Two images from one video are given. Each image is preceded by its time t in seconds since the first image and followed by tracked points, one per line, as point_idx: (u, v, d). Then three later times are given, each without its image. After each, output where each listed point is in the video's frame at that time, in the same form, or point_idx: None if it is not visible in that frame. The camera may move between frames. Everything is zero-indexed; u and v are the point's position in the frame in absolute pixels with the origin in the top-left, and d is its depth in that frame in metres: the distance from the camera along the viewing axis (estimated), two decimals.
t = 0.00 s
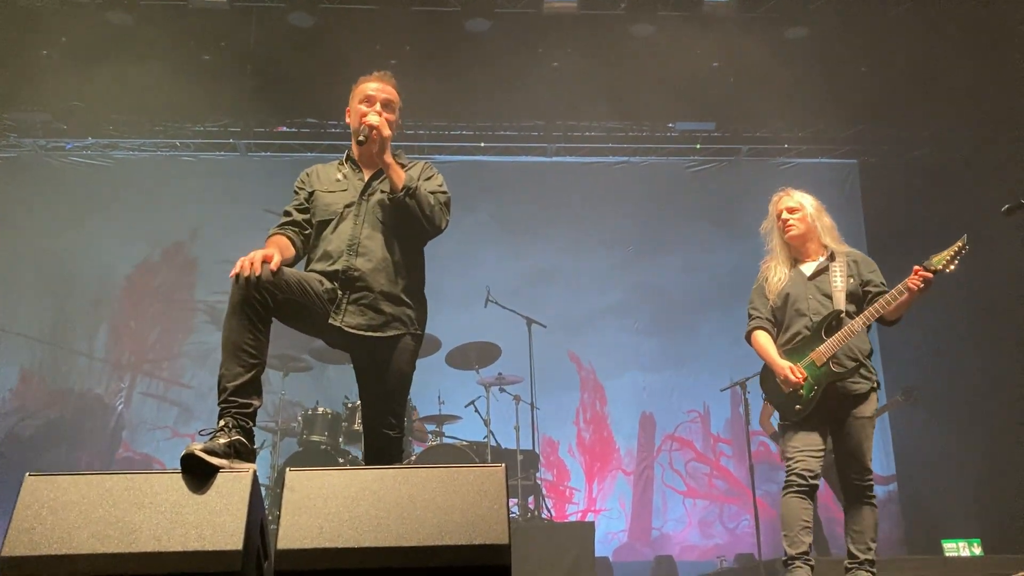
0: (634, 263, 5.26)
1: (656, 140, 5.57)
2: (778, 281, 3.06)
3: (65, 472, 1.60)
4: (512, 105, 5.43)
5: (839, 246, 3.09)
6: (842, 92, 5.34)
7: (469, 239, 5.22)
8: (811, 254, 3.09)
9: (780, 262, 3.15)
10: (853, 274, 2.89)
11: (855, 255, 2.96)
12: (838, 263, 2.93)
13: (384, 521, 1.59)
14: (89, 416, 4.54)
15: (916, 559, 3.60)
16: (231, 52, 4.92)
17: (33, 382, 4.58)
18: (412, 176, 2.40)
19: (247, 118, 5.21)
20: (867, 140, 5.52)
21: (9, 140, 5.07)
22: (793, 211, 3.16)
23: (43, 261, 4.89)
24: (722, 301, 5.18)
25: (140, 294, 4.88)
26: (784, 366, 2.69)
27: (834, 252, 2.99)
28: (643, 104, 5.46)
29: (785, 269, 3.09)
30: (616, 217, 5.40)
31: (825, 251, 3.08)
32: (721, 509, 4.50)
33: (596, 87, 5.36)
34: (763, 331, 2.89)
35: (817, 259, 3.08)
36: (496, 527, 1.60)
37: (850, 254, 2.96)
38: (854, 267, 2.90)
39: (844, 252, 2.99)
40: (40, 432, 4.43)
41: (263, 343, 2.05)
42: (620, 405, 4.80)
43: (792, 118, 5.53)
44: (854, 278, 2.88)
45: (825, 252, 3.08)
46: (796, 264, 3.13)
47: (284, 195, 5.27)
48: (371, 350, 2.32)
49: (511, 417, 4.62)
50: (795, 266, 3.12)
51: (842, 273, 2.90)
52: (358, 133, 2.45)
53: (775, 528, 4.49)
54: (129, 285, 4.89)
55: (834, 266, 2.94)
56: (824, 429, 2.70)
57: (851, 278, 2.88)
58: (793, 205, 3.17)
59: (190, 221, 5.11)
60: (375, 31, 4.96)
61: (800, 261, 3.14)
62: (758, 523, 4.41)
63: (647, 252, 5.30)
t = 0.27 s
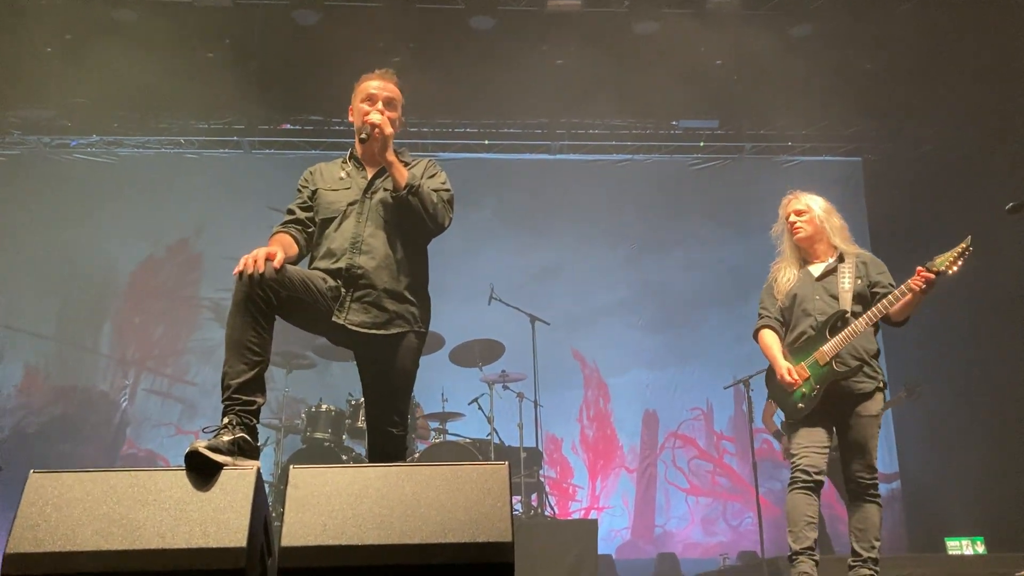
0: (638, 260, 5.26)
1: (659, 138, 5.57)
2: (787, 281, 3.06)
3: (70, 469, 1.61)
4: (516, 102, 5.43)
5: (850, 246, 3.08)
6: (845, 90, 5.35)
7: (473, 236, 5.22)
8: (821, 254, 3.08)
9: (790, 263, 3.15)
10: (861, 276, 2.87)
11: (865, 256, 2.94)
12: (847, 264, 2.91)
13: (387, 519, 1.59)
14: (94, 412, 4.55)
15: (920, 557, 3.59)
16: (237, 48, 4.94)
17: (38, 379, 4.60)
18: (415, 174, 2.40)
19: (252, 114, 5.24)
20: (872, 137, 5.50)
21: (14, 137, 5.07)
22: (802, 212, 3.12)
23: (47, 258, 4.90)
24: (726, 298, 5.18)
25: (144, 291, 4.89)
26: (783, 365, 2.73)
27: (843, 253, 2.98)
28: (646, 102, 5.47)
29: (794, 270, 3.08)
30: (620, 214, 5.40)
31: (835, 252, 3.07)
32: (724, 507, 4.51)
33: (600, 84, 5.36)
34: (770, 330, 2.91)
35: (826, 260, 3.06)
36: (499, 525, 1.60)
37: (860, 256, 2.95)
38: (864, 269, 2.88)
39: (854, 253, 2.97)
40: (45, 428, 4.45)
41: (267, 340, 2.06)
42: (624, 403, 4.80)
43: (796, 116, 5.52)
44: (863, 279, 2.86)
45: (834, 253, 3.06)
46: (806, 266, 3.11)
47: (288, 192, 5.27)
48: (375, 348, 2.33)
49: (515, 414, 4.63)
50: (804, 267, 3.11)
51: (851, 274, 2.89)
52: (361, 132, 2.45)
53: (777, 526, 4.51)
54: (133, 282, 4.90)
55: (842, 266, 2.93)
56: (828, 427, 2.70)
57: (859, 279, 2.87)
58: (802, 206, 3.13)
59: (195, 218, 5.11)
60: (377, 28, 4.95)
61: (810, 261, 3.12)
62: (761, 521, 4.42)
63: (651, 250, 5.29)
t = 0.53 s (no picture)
0: (646, 259, 5.24)
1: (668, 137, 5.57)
2: (797, 285, 3.12)
3: (81, 467, 1.61)
4: (524, 101, 5.42)
5: (857, 247, 3.10)
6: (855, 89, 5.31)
7: (481, 235, 5.22)
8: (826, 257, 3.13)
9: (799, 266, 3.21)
10: (869, 277, 2.91)
11: (872, 257, 2.97)
12: (854, 266, 2.95)
13: (396, 517, 1.59)
14: (104, 409, 4.57)
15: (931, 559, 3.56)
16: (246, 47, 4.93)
17: (48, 376, 4.62)
18: (423, 172, 2.39)
19: (261, 112, 5.24)
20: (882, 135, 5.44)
21: (25, 136, 5.12)
22: (807, 216, 3.19)
23: (58, 255, 4.93)
24: (735, 297, 5.16)
25: (154, 288, 4.91)
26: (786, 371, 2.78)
27: (850, 255, 3.01)
28: (654, 101, 5.46)
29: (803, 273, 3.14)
30: (629, 212, 5.38)
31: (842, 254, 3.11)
32: (732, 506, 4.50)
33: (609, 82, 5.33)
34: (781, 333, 2.96)
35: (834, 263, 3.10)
36: (508, 524, 1.59)
37: (867, 257, 2.97)
38: (871, 270, 2.91)
39: (862, 254, 3.00)
40: (55, 426, 4.47)
41: (277, 338, 2.06)
42: (631, 402, 4.79)
43: (806, 114, 5.48)
44: (870, 280, 2.90)
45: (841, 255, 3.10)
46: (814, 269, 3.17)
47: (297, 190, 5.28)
48: (384, 346, 2.32)
49: (523, 413, 4.63)
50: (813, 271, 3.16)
51: (858, 276, 2.92)
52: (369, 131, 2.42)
53: (788, 526, 4.42)
54: (143, 279, 4.92)
55: (849, 268, 2.96)
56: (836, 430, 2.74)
57: (866, 280, 2.90)
58: (807, 210, 3.20)
59: (204, 216, 5.12)
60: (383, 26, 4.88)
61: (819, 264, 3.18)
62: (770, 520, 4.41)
63: (660, 248, 5.27)
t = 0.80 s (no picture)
0: (663, 257, 5.21)
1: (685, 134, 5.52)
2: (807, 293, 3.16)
3: (102, 465, 1.63)
4: (540, 97, 5.39)
5: (864, 251, 3.14)
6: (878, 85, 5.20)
7: (497, 231, 5.21)
8: (833, 263, 3.19)
9: (808, 273, 3.25)
10: (878, 281, 2.93)
11: (881, 261, 2.99)
12: (862, 271, 2.98)
13: (413, 517, 1.60)
14: (122, 404, 4.62)
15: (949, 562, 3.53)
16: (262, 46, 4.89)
17: (68, 371, 4.68)
18: (440, 174, 2.39)
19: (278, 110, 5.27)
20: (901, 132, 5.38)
21: (45, 132, 5.17)
22: (813, 224, 3.23)
23: (77, 251, 4.97)
24: (752, 295, 5.12)
25: (171, 284, 4.94)
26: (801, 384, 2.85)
27: (858, 260, 3.06)
28: (671, 97, 5.40)
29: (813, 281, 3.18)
30: (645, 210, 5.35)
31: (850, 259, 3.15)
32: (747, 504, 4.49)
33: (626, 79, 5.28)
34: (795, 345, 3.01)
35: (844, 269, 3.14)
36: (525, 526, 1.59)
37: (875, 260, 3.01)
38: (880, 274, 2.94)
39: (869, 258, 3.04)
40: (76, 420, 4.53)
41: (295, 338, 2.07)
42: (647, 399, 4.78)
43: (824, 110, 5.44)
44: (880, 284, 2.92)
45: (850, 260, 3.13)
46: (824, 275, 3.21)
47: (314, 187, 5.30)
48: (401, 347, 2.34)
49: (538, 410, 4.61)
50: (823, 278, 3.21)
51: (868, 280, 2.95)
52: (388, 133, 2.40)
53: (801, 525, 4.41)
54: (161, 275, 4.95)
55: (858, 273, 3.00)
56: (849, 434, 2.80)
57: (876, 284, 2.92)
58: (813, 218, 3.24)
59: (222, 213, 5.16)
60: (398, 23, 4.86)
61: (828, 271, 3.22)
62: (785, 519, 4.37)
63: (676, 245, 5.24)
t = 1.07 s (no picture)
0: (681, 254, 5.17)
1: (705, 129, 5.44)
2: (816, 303, 3.40)
3: (123, 462, 1.66)
4: (559, 93, 5.35)
5: (870, 262, 3.34)
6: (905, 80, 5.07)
7: (514, 228, 5.20)
8: (840, 274, 3.40)
9: (817, 284, 3.50)
10: (881, 291, 3.13)
11: (884, 270, 3.18)
12: (867, 281, 3.18)
13: (428, 516, 1.61)
14: (144, 396, 4.68)
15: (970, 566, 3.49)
16: (281, 42, 4.90)
17: (90, 363, 4.75)
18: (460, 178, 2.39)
19: (299, 106, 5.26)
20: (924, 129, 5.30)
21: (69, 127, 5.23)
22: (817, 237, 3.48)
23: (99, 245, 5.04)
24: (771, 293, 5.07)
25: (192, 277, 5.00)
26: (807, 389, 3.11)
27: (863, 271, 3.26)
28: (691, 93, 5.33)
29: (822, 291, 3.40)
30: (664, 206, 5.32)
31: (856, 269, 3.36)
32: (765, 501, 4.47)
33: (646, 75, 5.22)
34: (800, 354, 3.28)
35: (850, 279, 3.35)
36: (539, 525, 1.59)
37: (879, 271, 3.19)
38: (883, 284, 3.13)
39: (875, 268, 3.23)
40: (98, 412, 4.60)
41: (314, 337, 2.09)
42: (664, 396, 4.76)
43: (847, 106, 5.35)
44: (883, 294, 3.11)
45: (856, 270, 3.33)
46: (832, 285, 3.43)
47: (333, 182, 5.32)
48: (417, 348, 2.34)
49: (555, 407, 4.61)
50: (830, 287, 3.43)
51: (872, 290, 3.15)
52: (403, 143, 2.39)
53: (819, 522, 4.44)
54: (182, 269, 5.00)
55: (863, 283, 3.20)
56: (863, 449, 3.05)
57: (879, 294, 3.12)
58: (818, 232, 3.48)
59: (242, 208, 5.20)
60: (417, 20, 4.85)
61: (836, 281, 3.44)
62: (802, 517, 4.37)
63: (695, 243, 5.20)
